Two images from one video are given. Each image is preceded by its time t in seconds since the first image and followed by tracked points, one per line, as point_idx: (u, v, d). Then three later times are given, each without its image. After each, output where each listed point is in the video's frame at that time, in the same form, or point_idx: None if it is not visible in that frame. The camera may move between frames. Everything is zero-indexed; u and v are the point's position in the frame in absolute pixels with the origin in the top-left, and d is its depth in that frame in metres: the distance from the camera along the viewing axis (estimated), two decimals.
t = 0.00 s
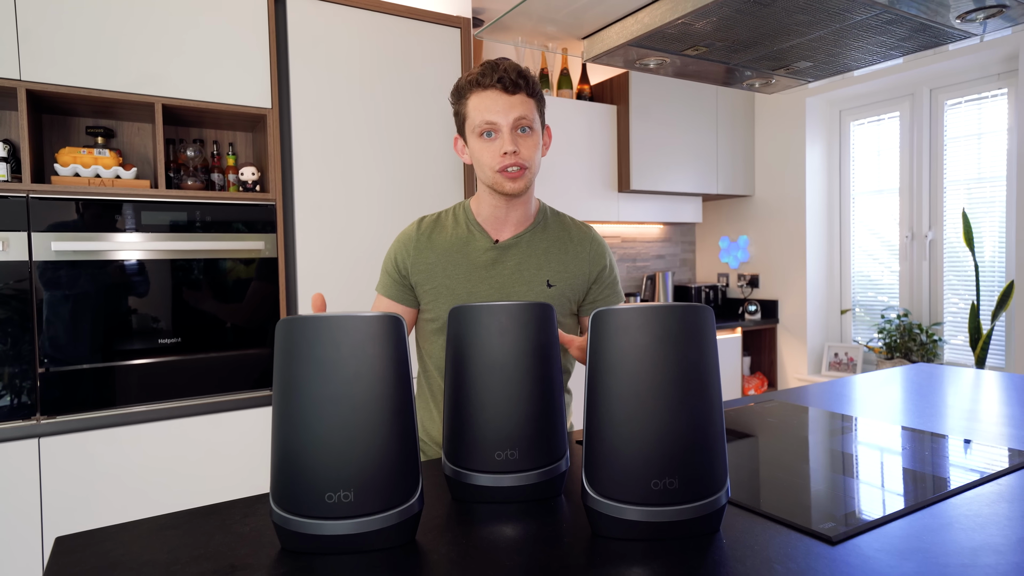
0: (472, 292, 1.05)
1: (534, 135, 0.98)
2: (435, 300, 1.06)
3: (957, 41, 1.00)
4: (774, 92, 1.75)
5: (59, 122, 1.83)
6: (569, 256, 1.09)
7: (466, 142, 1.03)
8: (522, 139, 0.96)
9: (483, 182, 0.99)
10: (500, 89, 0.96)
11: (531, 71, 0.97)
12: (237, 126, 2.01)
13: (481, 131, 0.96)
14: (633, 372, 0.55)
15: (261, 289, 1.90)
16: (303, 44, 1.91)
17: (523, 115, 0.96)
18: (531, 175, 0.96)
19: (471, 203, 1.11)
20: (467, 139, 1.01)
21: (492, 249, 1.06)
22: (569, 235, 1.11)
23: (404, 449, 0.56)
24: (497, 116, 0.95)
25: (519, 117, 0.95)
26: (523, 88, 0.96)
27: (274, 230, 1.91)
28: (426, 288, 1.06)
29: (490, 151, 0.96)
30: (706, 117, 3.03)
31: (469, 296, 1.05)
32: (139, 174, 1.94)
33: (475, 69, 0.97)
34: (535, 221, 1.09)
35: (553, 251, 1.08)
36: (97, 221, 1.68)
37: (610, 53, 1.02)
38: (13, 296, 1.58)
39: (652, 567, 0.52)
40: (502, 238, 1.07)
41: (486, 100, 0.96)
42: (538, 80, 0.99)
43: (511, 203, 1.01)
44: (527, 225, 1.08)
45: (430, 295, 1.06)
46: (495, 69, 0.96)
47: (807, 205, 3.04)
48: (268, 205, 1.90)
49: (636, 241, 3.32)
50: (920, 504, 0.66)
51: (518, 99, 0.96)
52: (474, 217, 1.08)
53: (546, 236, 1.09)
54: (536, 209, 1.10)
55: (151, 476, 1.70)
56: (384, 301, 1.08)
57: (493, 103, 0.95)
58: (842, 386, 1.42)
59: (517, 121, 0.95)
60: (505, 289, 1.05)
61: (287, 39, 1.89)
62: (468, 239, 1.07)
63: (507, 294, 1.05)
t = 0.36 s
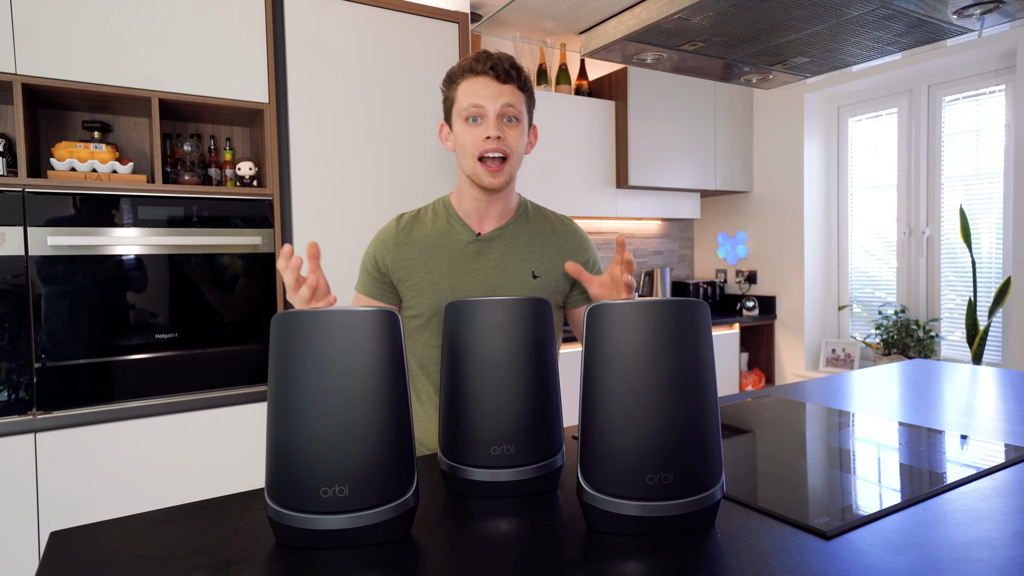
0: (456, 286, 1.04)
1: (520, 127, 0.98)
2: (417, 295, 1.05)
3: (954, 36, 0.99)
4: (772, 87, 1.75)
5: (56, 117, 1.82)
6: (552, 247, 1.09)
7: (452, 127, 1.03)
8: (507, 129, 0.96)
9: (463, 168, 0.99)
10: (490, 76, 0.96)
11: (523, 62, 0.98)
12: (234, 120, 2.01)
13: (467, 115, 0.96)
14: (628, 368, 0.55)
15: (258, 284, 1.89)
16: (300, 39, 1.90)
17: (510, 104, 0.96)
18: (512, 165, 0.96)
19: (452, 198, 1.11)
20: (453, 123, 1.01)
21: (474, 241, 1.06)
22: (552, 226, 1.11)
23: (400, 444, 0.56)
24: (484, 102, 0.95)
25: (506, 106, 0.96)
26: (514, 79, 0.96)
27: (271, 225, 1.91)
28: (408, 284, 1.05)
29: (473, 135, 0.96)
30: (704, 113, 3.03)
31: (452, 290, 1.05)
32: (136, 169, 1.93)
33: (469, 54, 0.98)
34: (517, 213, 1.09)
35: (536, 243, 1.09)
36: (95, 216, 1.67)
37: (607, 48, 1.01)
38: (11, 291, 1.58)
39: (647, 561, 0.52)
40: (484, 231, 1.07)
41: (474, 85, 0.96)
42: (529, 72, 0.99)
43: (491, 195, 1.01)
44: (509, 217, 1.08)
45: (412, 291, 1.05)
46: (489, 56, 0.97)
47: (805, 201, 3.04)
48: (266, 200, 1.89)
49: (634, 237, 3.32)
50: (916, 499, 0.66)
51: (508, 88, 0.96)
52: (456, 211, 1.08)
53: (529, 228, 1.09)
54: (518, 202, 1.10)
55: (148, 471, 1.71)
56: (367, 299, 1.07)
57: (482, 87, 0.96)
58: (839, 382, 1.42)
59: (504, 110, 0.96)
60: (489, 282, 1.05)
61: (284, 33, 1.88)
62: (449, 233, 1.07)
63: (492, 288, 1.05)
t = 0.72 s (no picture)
0: (430, 290, 1.04)
1: (497, 131, 0.98)
2: (390, 298, 1.04)
3: (956, 37, 0.99)
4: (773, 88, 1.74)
5: (61, 117, 1.83)
6: (527, 254, 1.10)
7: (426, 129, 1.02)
8: (484, 134, 0.96)
9: (439, 173, 0.98)
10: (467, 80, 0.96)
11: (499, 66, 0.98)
12: (237, 121, 2.01)
13: (443, 120, 0.96)
14: (627, 369, 0.55)
15: (261, 285, 1.90)
16: (303, 39, 1.91)
17: (487, 109, 0.96)
18: (489, 170, 0.96)
19: (423, 200, 1.10)
20: (428, 126, 1.00)
21: (449, 244, 1.05)
22: (527, 234, 1.12)
23: (399, 444, 0.56)
24: (461, 106, 0.95)
25: (483, 110, 0.95)
26: (490, 82, 0.96)
27: (273, 225, 1.91)
28: (380, 288, 1.04)
29: (450, 141, 0.96)
30: (708, 113, 3.02)
31: (426, 293, 1.04)
32: (140, 169, 1.94)
33: (445, 56, 0.97)
34: (491, 218, 1.09)
35: (511, 247, 1.09)
36: (100, 216, 1.68)
37: (607, 49, 1.01)
38: (17, 289, 1.58)
39: (645, 564, 0.52)
40: (459, 234, 1.07)
41: (451, 89, 0.95)
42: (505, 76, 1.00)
43: (467, 198, 1.01)
44: (483, 222, 1.07)
45: (384, 294, 1.04)
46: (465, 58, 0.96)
47: (808, 203, 3.04)
48: (269, 200, 1.90)
49: (637, 238, 3.32)
50: (919, 503, 0.66)
51: (484, 92, 0.96)
52: (428, 212, 1.08)
53: (504, 233, 1.09)
54: (492, 207, 1.10)
55: (151, 470, 1.71)
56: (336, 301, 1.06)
57: (458, 92, 0.95)
58: (841, 384, 1.41)
59: (481, 114, 0.96)
60: (463, 286, 1.05)
61: (288, 33, 1.89)
62: (422, 235, 1.06)
63: (467, 291, 1.05)
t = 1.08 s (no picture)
0: (421, 291, 1.04)
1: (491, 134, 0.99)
2: (381, 298, 1.04)
3: (971, 42, 0.98)
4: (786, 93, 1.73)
5: (77, 119, 1.85)
6: (518, 253, 1.12)
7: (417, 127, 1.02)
8: (479, 138, 0.97)
9: (431, 174, 0.99)
10: (464, 83, 0.96)
11: (495, 69, 0.98)
12: (249, 123, 2.03)
13: (438, 123, 0.96)
14: (632, 373, 0.55)
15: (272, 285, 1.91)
16: (316, 42, 1.92)
17: (483, 114, 0.97)
18: (483, 176, 0.97)
19: (410, 196, 1.10)
20: (421, 125, 1.00)
21: (441, 243, 1.06)
22: (517, 233, 1.14)
23: (405, 446, 0.56)
24: (457, 111, 0.95)
25: (479, 115, 0.96)
26: (487, 85, 0.97)
27: (285, 227, 1.92)
28: (371, 288, 1.04)
29: (445, 145, 0.96)
30: (719, 117, 3.01)
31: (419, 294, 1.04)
32: (154, 170, 1.96)
33: (441, 56, 0.96)
34: (480, 217, 1.10)
35: (502, 247, 1.11)
36: (116, 216, 1.70)
37: (618, 53, 1.01)
38: (33, 288, 1.61)
39: (650, 569, 0.52)
40: (449, 233, 1.07)
41: (447, 91, 0.95)
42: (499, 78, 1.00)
43: (457, 199, 1.02)
44: (473, 222, 1.09)
45: (375, 294, 1.04)
46: (462, 60, 0.96)
47: (820, 208, 3.01)
48: (280, 202, 1.91)
49: (647, 242, 3.31)
50: (931, 512, 0.65)
51: (480, 96, 0.96)
52: (416, 209, 1.08)
53: (495, 232, 1.11)
54: (481, 207, 1.11)
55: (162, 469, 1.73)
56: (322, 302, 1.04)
57: (455, 95, 0.95)
58: (852, 391, 1.40)
59: (477, 119, 0.96)
60: (456, 286, 1.05)
61: (301, 37, 1.90)
62: (413, 234, 1.06)
63: (458, 291, 1.05)
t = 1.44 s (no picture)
0: (422, 295, 1.04)
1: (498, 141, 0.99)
2: (381, 303, 1.04)
3: (985, 41, 0.97)
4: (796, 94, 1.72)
5: (91, 122, 1.88)
6: (518, 257, 1.13)
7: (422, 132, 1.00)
8: (487, 145, 0.97)
9: (439, 182, 0.98)
10: (472, 90, 0.95)
11: (501, 74, 0.98)
12: (261, 125, 2.05)
13: (448, 131, 0.95)
14: (640, 375, 0.55)
15: (283, 286, 1.93)
16: (327, 45, 1.93)
17: (491, 120, 0.96)
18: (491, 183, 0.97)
19: (410, 200, 1.10)
20: (426, 132, 0.98)
21: (441, 248, 1.06)
22: (517, 237, 1.15)
23: (413, 446, 0.56)
24: (467, 118, 0.94)
25: (488, 122, 0.96)
26: (495, 92, 0.96)
27: (296, 228, 1.94)
28: (370, 292, 1.04)
29: (454, 153, 0.95)
30: (729, 118, 2.99)
31: (419, 298, 1.04)
32: (166, 173, 1.98)
33: (449, 62, 0.95)
34: (481, 221, 1.11)
35: (502, 252, 1.11)
36: (130, 218, 1.73)
37: (626, 54, 1.01)
38: (48, 289, 1.63)
39: (657, 569, 0.52)
40: (449, 237, 1.08)
41: (456, 98, 0.94)
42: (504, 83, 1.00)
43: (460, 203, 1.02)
44: (474, 225, 1.09)
45: (375, 298, 1.04)
46: (470, 66, 0.95)
47: (831, 209, 2.99)
48: (291, 203, 1.92)
49: (656, 243, 3.30)
50: (942, 514, 0.65)
51: (489, 103, 0.96)
52: (416, 213, 1.08)
53: (495, 236, 1.11)
54: (481, 210, 1.12)
55: (174, 467, 1.74)
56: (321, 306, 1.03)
57: (464, 102, 0.94)
58: (864, 393, 1.39)
59: (485, 126, 0.96)
60: (457, 290, 1.06)
61: (311, 40, 1.92)
62: (413, 238, 1.06)
63: (459, 295, 1.06)
